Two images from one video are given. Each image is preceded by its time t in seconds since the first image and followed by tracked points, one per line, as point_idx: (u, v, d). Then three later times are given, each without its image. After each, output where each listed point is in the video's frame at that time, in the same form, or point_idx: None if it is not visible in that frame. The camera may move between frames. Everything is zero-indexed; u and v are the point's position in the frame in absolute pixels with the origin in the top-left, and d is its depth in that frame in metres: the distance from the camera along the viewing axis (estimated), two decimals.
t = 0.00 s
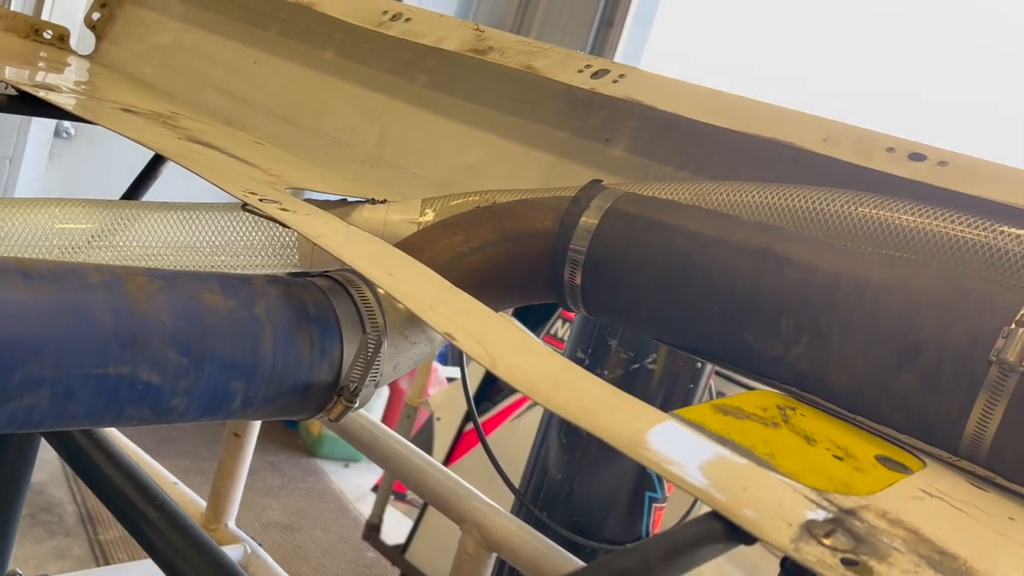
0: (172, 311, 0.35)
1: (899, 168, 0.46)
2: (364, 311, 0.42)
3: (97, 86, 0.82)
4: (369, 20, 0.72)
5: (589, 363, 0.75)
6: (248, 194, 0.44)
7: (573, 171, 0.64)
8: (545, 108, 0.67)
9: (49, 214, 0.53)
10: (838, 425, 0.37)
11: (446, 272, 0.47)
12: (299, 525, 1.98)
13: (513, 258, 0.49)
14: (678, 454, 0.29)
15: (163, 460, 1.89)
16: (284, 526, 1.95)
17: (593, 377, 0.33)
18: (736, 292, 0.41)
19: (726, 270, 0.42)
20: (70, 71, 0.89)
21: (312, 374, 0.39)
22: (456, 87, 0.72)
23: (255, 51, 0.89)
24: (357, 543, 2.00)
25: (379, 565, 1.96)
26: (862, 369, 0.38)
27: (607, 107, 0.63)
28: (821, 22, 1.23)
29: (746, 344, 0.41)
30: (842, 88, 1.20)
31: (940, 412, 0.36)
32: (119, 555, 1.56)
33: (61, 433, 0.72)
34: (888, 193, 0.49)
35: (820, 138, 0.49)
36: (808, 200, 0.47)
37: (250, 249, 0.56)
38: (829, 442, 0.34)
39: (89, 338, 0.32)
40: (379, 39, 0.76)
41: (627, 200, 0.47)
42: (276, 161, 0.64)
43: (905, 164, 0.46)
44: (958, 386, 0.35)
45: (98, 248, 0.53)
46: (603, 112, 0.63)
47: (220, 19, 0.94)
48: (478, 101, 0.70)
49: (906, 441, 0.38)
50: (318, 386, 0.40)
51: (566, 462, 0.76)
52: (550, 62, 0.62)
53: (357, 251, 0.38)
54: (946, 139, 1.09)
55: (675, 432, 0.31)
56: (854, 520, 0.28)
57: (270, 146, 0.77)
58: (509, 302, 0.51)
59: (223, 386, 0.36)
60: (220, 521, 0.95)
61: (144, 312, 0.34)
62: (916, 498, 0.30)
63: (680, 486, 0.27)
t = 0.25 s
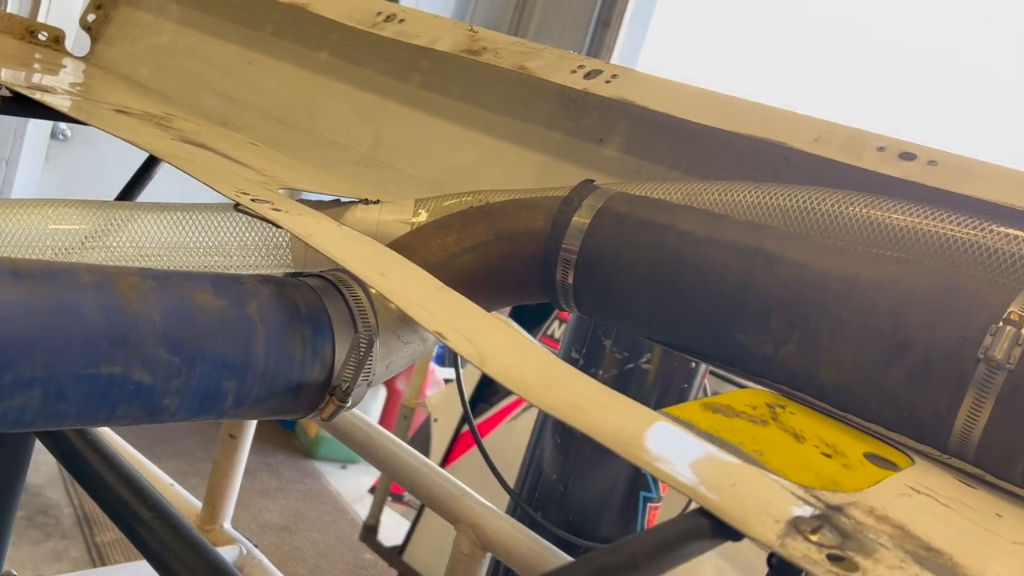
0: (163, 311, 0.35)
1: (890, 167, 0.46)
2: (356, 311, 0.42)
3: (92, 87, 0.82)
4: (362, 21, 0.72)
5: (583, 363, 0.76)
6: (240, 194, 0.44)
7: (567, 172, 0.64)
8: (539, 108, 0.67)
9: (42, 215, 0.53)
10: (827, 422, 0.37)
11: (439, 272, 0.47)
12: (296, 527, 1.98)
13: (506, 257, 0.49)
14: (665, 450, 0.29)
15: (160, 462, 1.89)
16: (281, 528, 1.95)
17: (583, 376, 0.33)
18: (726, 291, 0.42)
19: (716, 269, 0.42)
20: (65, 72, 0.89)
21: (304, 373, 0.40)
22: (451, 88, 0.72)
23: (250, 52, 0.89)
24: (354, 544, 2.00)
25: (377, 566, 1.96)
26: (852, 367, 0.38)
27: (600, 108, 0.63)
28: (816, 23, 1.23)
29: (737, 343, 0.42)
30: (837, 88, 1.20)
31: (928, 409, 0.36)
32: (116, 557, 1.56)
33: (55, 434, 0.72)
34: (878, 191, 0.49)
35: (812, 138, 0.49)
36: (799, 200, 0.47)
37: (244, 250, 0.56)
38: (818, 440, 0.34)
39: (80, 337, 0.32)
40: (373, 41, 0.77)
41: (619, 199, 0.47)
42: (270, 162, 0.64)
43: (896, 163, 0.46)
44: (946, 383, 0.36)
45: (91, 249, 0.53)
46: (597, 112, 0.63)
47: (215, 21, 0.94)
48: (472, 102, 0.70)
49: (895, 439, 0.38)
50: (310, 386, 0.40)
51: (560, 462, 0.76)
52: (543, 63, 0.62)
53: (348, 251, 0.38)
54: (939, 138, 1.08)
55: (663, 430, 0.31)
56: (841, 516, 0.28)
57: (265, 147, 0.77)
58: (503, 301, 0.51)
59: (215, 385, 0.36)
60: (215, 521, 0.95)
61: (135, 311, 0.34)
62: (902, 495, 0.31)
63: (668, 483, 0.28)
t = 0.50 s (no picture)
0: (152, 311, 0.35)
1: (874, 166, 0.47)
2: (344, 311, 0.43)
3: (86, 90, 0.82)
4: (354, 23, 0.72)
5: (575, 363, 0.76)
6: (229, 196, 0.44)
7: (557, 173, 0.65)
8: (529, 109, 0.67)
9: (33, 217, 0.53)
10: (810, 419, 0.37)
11: (428, 273, 0.47)
12: (293, 529, 1.98)
13: (494, 258, 0.49)
14: (645, 445, 0.30)
15: (156, 465, 1.88)
16: (278, 531, 1.95)
17: (567, 374, 0.34)
18: (712, 289, 0.42)
19: (702, 268, 0.42)
20: (58, 76, 0.89)
21: (293, 373, 0.40)
22: (442, 90, 0.72)
23: (243, 55, 0.89)
24: (351, 546, 2.00)
25: (374, 568, 1.96)
26: (835, 364, 0.38)
27: (590, 109, 0.64)
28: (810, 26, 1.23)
29: (722, 341, 0.42)
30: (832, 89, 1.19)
31: (909, 405, 0.37)
32: (112, 560, 1.56)
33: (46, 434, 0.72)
34: (863, 190, 0.50)
35: (797, 138, 0.49)
36: (785, 200, 0.47)
37: (234, 251, 0.56)
38: (800, 436, 0.34)
39: (68, 337, 0.32)
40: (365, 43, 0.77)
41: (606, 200, 0.47)
42: (261, 163, 0.64)
43: (880, 163, 0.47)
44: (927, 380, 0.36)
45: (82, 250, 0.53)
46: (586, 113, 0.64)
47: (208, 24, 0.94)
48: (463, 104, 0.71)
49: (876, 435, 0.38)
50: (298, 385, 0.40)
51: (553, 462, 0.77)
52: (532, 65, 0.63)
53: (336, 251, 0.39)
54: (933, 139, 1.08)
55: (645, 426, 0.31)
56: (819, 511, 0.28)
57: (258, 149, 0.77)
58: (492, 301, 0.51)
59: (203, 385, 0.36)
60: (210, 523, 0.95)
61: (123, 311, 0.34)
62: (881, 490, 0.31)
63: (647, 478, 0.28)
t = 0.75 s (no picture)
0: (139, 310, 0.36)
1: (853, 166, 0.47)
2: (331, 310, 0.43)
3: (80, 94, 0.83)
4: (345, 27, 0.73)
5: (565, 363, 0.77)
6: (218, 197, 0.45)
7: (545, 173, 0.65)
8: (517, 111, 0.68)
9: (25, 219, 0.54)
10: (785, 414, 0.38)
11: (414, 273, 0.48)
12: (291, 531, 1.99)
13: (479, 258, 0.50)
14: (620, 438, 0.31)
15: (153, 468, 1.89)
16: (276, 533, 1.96)
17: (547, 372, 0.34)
18: (691, 288, 0.43)
19: (682, 267, 0.43)
20: (54, 80, 0.89)
21: (279, 371, 0.41)
22: (432, 92, 0.73)
23: (237, 58, 0.90)
24: (348, 548, 2.00)
25: (371, 570, 1.96)
26: (811, 360, 0.39)
27: (577, 112, 0.65)
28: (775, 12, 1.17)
29: (702, 339, 0.43)
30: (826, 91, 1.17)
31: (882, 400, 0.37)
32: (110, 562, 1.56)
33: (40, 433, 0.72)
34: (843, 190, 0.50)
35: (779, 139, 0.50)
36: (765, 200, 0.48)
37: (225, 252, 0.57)
38: (774, 431, 0.35)
39: (56, 336, 0.33)
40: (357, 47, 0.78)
41: (589, 200, 0.48)
42: (253, 166, 0.65)
43: (858, 163, 0.48)
44: (900, 374, 0.37)
45: (75, 252, 0.54)
46: (574, 115, 0.65)
47: (202, 27, 0.95)
48: (453, 106, 0.72)
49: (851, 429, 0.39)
50: (285, 383, 0.41)
51: (544, 461, 0.78)
52: (520, 68, 0.63)
53: (321, 251, 0.39)
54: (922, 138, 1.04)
55: (621, 421, 0.32)
56: (788, 502, 0.29)
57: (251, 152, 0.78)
58: (478, 300, 0.52)
59: (191, 383, 0.37)
60: (205, 523, 0.96)
61: (111, 311, 0.35)
62: (851, 482, 0.32)
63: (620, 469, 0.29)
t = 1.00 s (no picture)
0: (128, 309, 0.37)
1: (822, 163, 0.49)
2: (315, 309, 0.45)
3: (75, 102, 0.85)
4: (332, 32, 0.75)
5: (551, 361, 0.78)
6: (204, 203, 0.46)
7: (528, 174, 0.67)
8: (502, 113, 0.69)
9: (19, 223, 0.55)
10: (751, 406, 0.40)
11: (396, 272, 0.49)
12: (289, 533, 2.00)
13: (460, 257, 0.51)
14: (585, 429, 0.32)
15: (151, 472, 1.90)
16: (274, 535, 1.97)
17: (519, 366, 0.36)
18: (663, 285, 0.44)
19: (654, 265, 0.45)
20: (49, 88, 0.91)
21: (264, 367, 0.42)
22: (419, 95, 0.75)
23: (229, 64, 0.92)
24: (346, 549, 2.01)
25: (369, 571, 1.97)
26: (777, 353, 0.41)
27: (560, 114, 0.66)
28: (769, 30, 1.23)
29: (675, 334, 0.44)
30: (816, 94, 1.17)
31: (844, 391, 0.39)
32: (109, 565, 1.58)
33: (35, 433, 0.74)
34: (814, 186, 0.52)
35: (751, 137, 0.52)
36: (737, 198, 0.50)
37: (215, 254, 0.58)
38: (737, 423, 0.37)
39: (47, 334, 0.34)
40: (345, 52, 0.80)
41: (566, 201, 0.49)
42: (243, 170, 0.67)
43: (827, 159, 0.49)
44: (861, 364, 0.38)
45: (68, 255, 0.55)
46: (556, 117, 0.66)
47: (194, 34, 0.97)
48: (439, 109, 0.73)
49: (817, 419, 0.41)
50: (270, 379, 0.43)
51: (531, 459, 0.79)
52: (502, 71, 0.65)
53: (304, 254, 0.41)
54: (907, 141, 1.07)
55: (588, 411, 0.33)
56: (744, 489, 0.31)
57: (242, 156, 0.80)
58: (460, 298, 0.53)
59: (178, 378, 0.38)
60: (200, 523, 0.97)
61: (100, 309, 0.36)
62: (807, 471, 0.33)
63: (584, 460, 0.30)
